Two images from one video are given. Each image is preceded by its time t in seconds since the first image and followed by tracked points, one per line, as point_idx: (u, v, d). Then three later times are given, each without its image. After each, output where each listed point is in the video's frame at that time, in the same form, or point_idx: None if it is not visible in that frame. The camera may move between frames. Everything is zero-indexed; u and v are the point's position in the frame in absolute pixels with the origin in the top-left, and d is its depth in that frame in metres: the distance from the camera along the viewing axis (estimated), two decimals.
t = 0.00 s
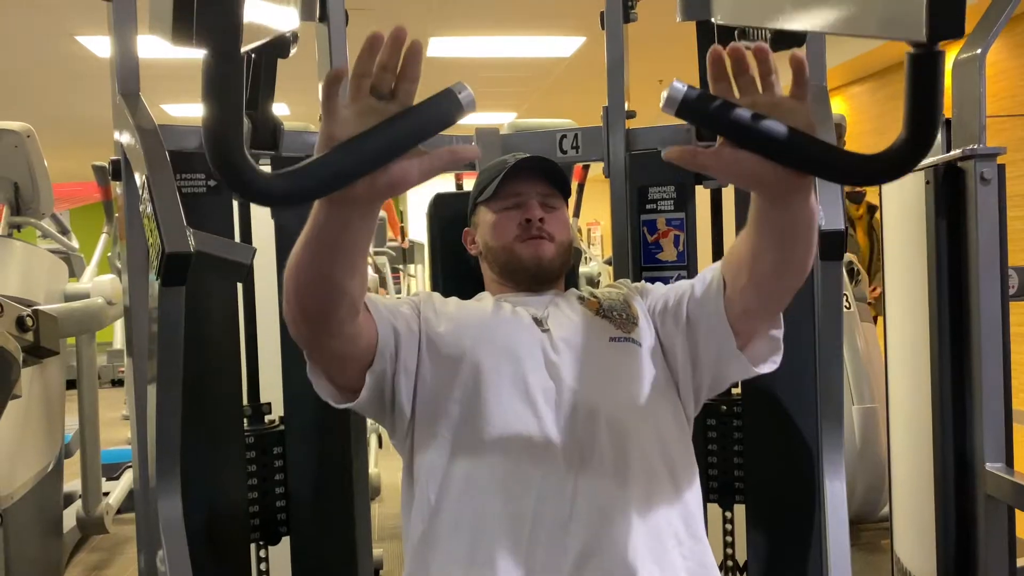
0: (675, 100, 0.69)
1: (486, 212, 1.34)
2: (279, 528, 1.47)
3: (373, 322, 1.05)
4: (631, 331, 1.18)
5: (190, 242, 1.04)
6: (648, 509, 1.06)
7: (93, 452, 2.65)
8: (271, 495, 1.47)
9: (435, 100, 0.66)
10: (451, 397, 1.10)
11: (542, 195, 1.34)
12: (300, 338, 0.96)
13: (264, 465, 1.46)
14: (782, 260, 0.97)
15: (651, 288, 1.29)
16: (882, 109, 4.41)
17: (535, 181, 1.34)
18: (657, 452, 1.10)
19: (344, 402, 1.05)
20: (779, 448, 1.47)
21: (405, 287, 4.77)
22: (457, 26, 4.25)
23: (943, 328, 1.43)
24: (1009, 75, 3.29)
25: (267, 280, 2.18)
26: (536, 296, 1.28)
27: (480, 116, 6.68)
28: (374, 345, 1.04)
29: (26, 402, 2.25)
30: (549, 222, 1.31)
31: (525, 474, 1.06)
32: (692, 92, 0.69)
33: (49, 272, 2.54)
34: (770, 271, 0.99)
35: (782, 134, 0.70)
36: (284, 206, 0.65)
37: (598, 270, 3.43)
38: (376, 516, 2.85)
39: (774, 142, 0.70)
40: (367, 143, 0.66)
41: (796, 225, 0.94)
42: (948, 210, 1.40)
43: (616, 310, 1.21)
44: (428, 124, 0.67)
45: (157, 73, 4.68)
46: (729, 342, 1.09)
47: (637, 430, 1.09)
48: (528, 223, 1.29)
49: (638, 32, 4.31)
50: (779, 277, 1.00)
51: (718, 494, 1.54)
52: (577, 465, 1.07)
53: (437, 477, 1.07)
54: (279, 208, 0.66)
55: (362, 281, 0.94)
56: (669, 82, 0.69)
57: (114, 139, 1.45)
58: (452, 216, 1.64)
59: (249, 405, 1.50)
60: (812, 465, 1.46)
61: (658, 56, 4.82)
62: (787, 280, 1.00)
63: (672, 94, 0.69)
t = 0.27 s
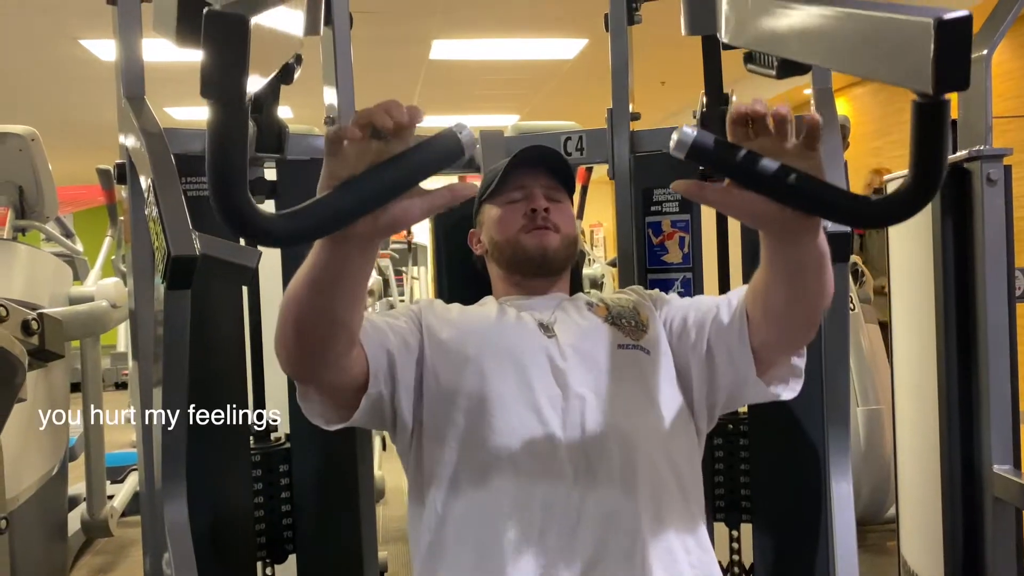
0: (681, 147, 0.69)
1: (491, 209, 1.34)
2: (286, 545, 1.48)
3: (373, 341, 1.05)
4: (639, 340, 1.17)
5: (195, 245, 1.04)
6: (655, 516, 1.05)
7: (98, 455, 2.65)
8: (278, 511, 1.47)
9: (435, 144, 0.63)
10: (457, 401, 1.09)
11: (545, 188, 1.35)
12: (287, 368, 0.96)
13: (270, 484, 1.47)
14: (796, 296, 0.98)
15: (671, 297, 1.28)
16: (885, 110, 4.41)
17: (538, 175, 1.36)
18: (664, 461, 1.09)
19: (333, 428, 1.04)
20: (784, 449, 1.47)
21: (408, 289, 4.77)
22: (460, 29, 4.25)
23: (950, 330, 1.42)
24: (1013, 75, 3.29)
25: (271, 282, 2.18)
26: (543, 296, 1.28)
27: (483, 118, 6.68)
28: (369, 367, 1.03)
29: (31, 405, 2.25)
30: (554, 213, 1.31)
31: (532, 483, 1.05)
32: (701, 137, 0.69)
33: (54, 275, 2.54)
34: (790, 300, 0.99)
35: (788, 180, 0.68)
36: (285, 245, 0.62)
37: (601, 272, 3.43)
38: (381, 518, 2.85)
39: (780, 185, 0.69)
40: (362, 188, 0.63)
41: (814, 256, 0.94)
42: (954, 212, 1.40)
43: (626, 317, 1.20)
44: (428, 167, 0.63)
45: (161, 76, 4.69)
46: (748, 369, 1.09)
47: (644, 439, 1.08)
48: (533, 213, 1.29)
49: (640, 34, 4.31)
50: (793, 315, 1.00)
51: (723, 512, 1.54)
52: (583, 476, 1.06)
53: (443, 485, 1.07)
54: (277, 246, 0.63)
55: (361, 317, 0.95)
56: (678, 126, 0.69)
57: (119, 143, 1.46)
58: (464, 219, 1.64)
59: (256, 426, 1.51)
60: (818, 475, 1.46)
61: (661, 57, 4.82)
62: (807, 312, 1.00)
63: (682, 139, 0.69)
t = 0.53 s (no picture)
0: (691, 183, 0.69)
1: (496, 209, 1.34)
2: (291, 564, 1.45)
3: (371, 361, 1.04)
4: (644, 348, 1.17)
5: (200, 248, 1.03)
6: (661, 525, 1.05)
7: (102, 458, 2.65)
8: (284, 527, 1.44)
9: (445, 178, 0.67)
10: (461, 408, 1.08)
11: (549, 186, 1.35)
12: (282, 395, 0.95)
13: (276, 502, 1.44)
14: (803, 331, 0.99)
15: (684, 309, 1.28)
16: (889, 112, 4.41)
17: (541, 173, 1.36)
18: (668, 469, 1.08)
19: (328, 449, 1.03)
20: (789, 456, 1.46)
21: (411, 291, 4.77)
22: (464, 31, 4.25)
23: (956, 332, 1.42)
24: (1018, 77, 3.28)
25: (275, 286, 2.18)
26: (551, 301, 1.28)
27: (486, 121, 6.68)
28: (368, 382, 1.02)
29: (35, 409, 2.26)
30: (558, 210, 1.31)
31: (537, 492, 1.04)
32: (711, 175, 0.69)
33: (58, 279, 2.55)
34: (797, 331, 0.99)
35: (795, 216, 0.71)
36: (288, 285, 0.62)
37: (605, 274, 3.43)
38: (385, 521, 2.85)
39: (787, 221, 0.71)
40: (371, 229, 0.65)
41: (820, 293, 0.95)
42: (960, 213, 1.39)
43: (630, 326, 1.20)
44: (432, 203, 0.67)
45: (164, 80, 4.69)
46: (755, 395, 1.10)
47: (648, 447, 1.08)
48: (537, 210, 1.29)
49: (644, 36, 4.31)
50: (801, 349, 1.01)
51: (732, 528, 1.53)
52: (588, 485, 1.05)
53: (449, 492, 1.06)
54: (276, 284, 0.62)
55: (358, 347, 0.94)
56: (688, 164, 0.69)
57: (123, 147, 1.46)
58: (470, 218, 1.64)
59: (260, 442, 1.49)
60: (826, 483, 1.44)
61: (664, 59, 4.82)
62: (818, 345, 1.00)
63: (693, 177, 0.69)
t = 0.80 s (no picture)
0: (698, 214, 0.73)
1: (498, 209, 1.34)
2: (295, 567, 1.45)
3: (363, 379, 1.03)
4: (650, 349, 1.17)
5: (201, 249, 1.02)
6: (665, 527, 1.04)
7: (105, 461, 2.65)
8: (289, 529, 1.45)
9: (429, 218, 0.68)
10: (464, 413, 1.08)
11: (550, 186, 1.35)
12: (277, 425, 0.95)
13: (280, 519, 1.45)
14: (809, 352, 0.99)
15: (695, 316, 1.28)
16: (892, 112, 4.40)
17: (541, 174, 1.37)
18: (670, 469, 1.09)
19: (325, 466, 1.04)
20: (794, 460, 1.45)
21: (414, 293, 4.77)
22: (466, 33, 4.26)
23: (961, 331, 1.42)
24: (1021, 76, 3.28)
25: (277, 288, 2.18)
26: (554, 301, 1.28)
27: (488, 122, 6.68)
28: (369, 400, 1.03)
29: (38, 411, 2.26)
30: (560, 209, 1.30)
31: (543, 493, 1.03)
32: (716, 207, 0.73)
33: (61, 281, 2.55)
34: (804, 349, 0.99)
35: (800, 245, 0.73)
36: (288, 318, 0.65)
37: (607, 275, 3.42)
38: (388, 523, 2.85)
39: (792, 253, 0.73)
40: (365, 264, 0.68)
41: (824, 318, 0.95)
42: (964, 212, 1.39)
43: (636, 327, 1.20)
44: (426, 238, 0.69)
45: (166, 82, 4.70)
46: (761, 410, 1.10)
47: (651, 449, 1.08)
48: (538, 209, 1.29)
49: (646, 37, 4.31)
50: (806, 370, 1.01)
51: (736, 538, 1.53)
52: (593, 487, 1.04)
53: (451, 496, 1.06)
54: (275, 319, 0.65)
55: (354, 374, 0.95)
56: (694, 195, 0.72)
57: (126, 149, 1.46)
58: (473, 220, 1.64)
59: (265, 459, 1.49)
60: (830, 488, 1.44)
61: (666, 60, 4.82)
62: (823, 364, 1.00)
63: (698, 208, 0.72)
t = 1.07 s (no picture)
0: (701, 237, 0.74)
1: (499, 211, 1.34)
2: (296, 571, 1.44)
3: (358, 398, 1.03)
4: (653, 353, 1.17)
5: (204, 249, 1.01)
6: (669, 527, 1.04)
7: (108, 463, 2.65)
8: (290, 530, 1.43)
9: (429, 247, 0.72)
10: (464, 418, 1.08)
11: (550, 188, 1.36)
12: (276, 449, 0.97)
13: (284, 537, 1.43)
14: (810, 371, 1.00)
15: (701, 324, 1.28)
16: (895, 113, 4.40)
17: (543, 177, 1.37)
18: (671, 472, 1.08)
19: (327, 482, 1.05)
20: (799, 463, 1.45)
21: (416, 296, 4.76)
22: (468, 35, 4.26)
23: (966, 332, 1.41)
24: None
25: (280, 291, 2.18)
26: (556, 304, 1.28)
27: (490, 124, 6.69)
28: (367, 415, 1.04)
29: (42, 414, 2.26)
30: (561, 210, 1.30)
31: (546, 495, 1.02)
32: (720, 229, 0.73)
33: (64, 284, 2.55)
34: (805, 368, 1.00)
35: (802, 267, 0.75)
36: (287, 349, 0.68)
37: (610, 277, 3.42)
38: (392, 525, 2.84)
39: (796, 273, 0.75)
40: (361, 298, 0.71)
41: (824, 336, 0.96)
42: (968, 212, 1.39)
43: (639, 331, 1.20)
44: (420, 272, 0.72)
45: (169, 85, 4.70)
46: (764, 426, 1.11)
47: (651, 452, 1.07)
48: (540, 211, 1.29)
49: (648, 39, 4.31)
50: (806, 389, 1.02)
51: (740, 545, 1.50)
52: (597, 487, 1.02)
53: (453, 502, 1.06)
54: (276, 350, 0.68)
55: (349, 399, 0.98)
56: (698, 218, 0.73)
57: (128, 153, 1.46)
58: (475, 223, 1.63)
59: (269, 475, 1.48)
60: (833, 489, 1.44)
61: (668, 61, 4.82)
62: (826, 386, 1.01)
63: (702, 231, 0.73)
